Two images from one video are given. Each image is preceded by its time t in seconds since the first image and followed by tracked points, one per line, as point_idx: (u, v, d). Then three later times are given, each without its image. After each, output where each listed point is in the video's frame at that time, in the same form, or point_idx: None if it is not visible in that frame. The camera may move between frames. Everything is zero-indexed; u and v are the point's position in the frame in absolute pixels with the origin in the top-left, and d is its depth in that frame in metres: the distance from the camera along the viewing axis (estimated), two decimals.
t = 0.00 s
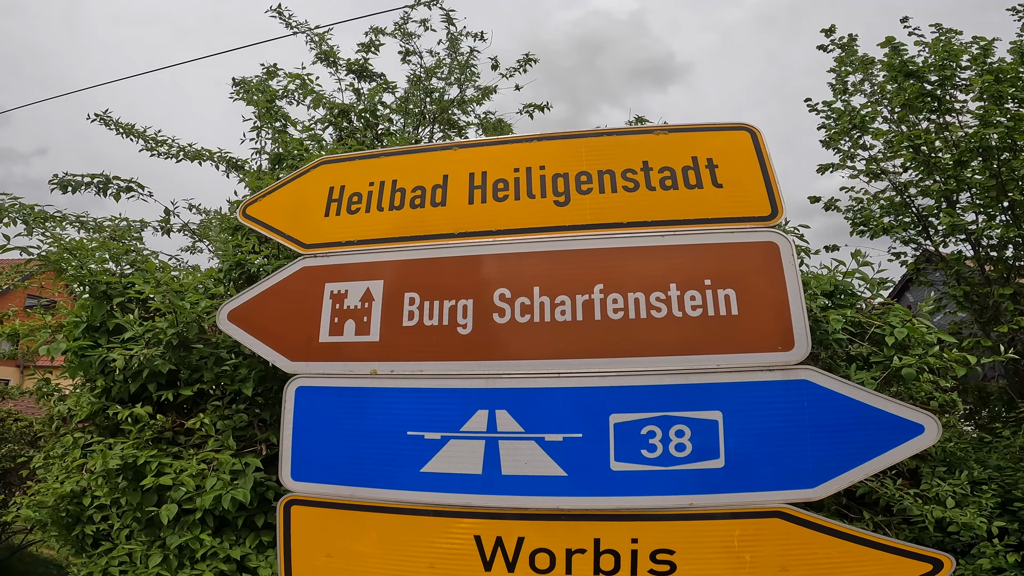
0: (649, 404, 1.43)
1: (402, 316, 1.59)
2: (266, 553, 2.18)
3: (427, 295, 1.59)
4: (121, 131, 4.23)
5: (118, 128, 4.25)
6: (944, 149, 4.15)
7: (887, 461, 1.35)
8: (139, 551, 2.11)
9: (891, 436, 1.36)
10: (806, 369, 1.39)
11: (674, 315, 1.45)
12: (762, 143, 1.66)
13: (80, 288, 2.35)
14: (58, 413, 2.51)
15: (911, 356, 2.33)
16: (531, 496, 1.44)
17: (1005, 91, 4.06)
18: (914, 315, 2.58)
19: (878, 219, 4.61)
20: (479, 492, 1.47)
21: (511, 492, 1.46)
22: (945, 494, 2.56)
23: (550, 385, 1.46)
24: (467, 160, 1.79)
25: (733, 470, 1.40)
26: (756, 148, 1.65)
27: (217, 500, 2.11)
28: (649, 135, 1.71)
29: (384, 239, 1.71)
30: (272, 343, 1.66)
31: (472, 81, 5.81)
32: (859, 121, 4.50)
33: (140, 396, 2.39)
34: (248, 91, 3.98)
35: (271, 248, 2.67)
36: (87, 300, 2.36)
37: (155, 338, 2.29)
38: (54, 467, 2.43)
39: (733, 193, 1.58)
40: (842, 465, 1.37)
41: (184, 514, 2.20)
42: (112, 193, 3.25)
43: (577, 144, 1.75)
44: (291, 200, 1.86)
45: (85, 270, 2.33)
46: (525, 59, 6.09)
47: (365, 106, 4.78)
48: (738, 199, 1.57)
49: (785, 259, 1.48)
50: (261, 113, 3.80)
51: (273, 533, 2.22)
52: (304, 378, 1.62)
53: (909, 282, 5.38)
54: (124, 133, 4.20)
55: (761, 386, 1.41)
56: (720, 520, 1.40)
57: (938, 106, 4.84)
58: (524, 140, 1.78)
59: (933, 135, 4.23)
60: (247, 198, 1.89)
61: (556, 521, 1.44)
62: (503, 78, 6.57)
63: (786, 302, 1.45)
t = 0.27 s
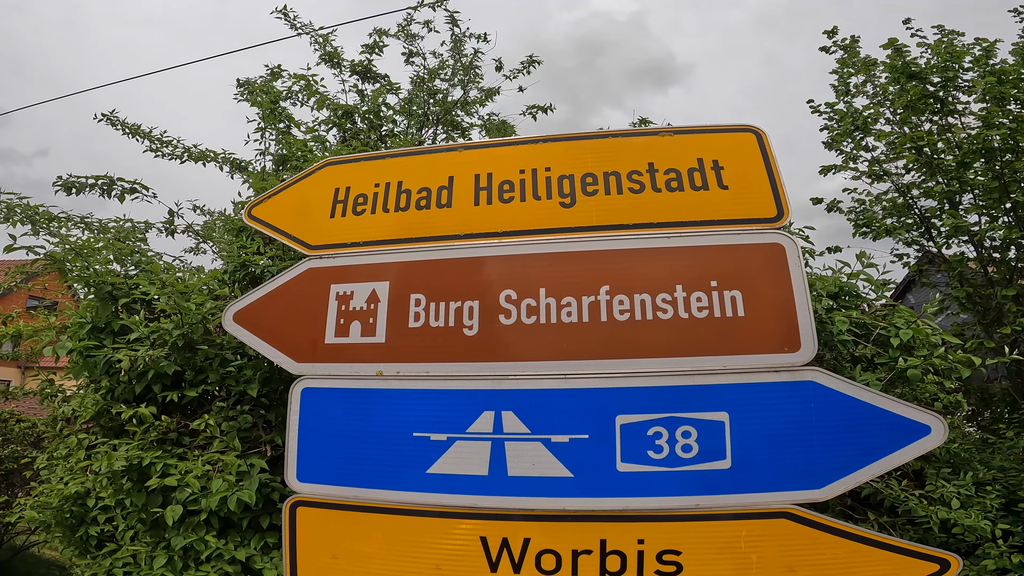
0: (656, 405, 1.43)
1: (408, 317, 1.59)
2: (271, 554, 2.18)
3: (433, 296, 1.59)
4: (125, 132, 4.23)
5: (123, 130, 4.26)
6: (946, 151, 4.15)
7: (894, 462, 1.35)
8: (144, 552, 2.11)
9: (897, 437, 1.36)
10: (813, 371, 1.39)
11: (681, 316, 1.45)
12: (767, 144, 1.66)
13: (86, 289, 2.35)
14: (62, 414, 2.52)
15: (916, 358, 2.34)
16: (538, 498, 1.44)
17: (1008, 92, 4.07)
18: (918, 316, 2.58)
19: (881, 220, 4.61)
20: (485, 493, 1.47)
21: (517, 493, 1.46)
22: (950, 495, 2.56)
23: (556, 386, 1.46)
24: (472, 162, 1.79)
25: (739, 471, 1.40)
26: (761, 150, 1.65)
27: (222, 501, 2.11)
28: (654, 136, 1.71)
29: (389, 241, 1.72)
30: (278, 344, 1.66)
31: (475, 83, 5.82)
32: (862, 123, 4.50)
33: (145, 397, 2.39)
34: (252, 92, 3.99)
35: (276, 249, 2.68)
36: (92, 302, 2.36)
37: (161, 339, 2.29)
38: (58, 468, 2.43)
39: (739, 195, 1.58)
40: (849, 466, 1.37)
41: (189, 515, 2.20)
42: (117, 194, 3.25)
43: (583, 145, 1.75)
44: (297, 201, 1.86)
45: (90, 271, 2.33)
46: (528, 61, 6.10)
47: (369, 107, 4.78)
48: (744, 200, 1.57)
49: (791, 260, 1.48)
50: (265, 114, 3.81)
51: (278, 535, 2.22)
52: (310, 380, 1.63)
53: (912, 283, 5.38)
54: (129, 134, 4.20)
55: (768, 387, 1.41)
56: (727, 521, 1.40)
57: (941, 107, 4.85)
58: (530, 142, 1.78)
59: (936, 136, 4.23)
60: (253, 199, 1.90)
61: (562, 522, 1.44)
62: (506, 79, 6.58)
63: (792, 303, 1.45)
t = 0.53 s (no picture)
0: (657, 406, 1.42)
1: (408, 318, 1.58)
2: (271, 555, 2.18)
3: (433, 297, 1.59)
4: (126, 133, 4.24)
5: (123, 131, 4.26)
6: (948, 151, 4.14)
7: (896, 463, 1.34)
8: (143, 554, 2.11)
9: (899, 438, 1.35)
10: (814, 372, 1.39)
11: (681, 317, 1.45)
12: (768, 144, 1.65)
13: (85, 290, 2.35)
14: (62, 415, 2.52)
15: (918, 359, 2.33)
16: (538, 499, 1.43)
17: (1009, 92, 4.06)
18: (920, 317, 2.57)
19: (882, 221, 4.60)
20: (485, 494, 1.47)
21: (517, 494, 1.45)
22: (952, 496, 2.55)
23: (556, 387, 1.46)
24: (472, 162, 1.79)
25: (740, 473, 1.39)
26: (762, 150, 1.64)
27: (222, 502, 2.11)
28: (655, 136, 1.71)
29: (389, 241, 1.71)
30: (278, 345, 1.66)
31: (475, 83, 5.82)
32: (863, 123, 4.49)
33: (145, 398, 2.39)
34: (253, 93, 3.99)
35: (276, 250, 2.67)
36: (92, 303, 2.36)
37: (160, 340, 2.29)
38: (57, 469, 2.43)
39: (740, 195, 1.57)
40: (850, 467, 1.36)
41: (189, 516, 2.20)
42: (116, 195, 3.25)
43: (583, 146, 1.75)
44: (296, 202, 1.86)
45: (89, 272, 2.33)
46: (528, 61, 6.10)
47: (369, 108, 4.78)
48: (745, 201, 1.57)
49: (792, 261, 1.47)
50: (265, 115, 3.81)
51: (277, 536, 2.21)
52: (309, 381, 1.62)
53: (913, 284, 5.37)
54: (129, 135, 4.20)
55: (768, 388, 1.41)
56: (727, 523, 1.39)
57: (942, 107, 4.84)
58: (530, 143, 1.77)
59: (937, 137, 4.22)
60: (252, 200, 1.90)
61: (562, 523, 1.43)
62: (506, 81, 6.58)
63: (793, 303, 1.44)
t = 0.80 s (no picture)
0: (655, 408, 1.43)
1: (407, 320, 1.59)
2: (271, 556, 2.18)
3: (432, 299, 1.60)
4: (126, 135, 4.25)
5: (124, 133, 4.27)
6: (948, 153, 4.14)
7: (894, 464, 1.34)
8: (143, 554, 2.11)
9: (897, 440, 1.35)
10: (812, 373, 1.39)
11: (680, 319, 1.45)
12: (767, 146, 1.66)
13: (86, 291, 2.36)
14: (62, 416, 2.52)
15: (917, 360, 2.33)
16: (537, 501, 1.44)
17: (1009, 93, 4.06)
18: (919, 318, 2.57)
19: (882, 223, 4.60)
20: (484, 495, 1.47)
21: (516, 495, 1.46)
22: (952, 497, 2.55)
23: (555, 388, 1.47)
24: (471, 164, 1.79)
25: (738, 474, 1.39)
26: (761, 152, 1.65)
27: (222, 503, 2.11)
28: (653, 138, 1.71)
29: (389, 243, 1.72)
30: (278, 346, 1.67)
31: (475, 85, 5.83)
32: (863, 125, 4.50)
33: (146, 399, 2.40)
34: (253, 95, 4.00)
35: (276, 251, 2.68)
36: (93, 304, 2.37)
37: (161, 341, 2.30)
38: (58, 470, 2.44)
39: (739, 197, 1.58)
40: (849, 469, 1.36)
41: (189, 517, 2.20)
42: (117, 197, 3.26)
43: (582, 148, 1.75)
44: (296, 204, 1.86)
45: (90, 273, 2.34)
46: (528, 63, 6.11)
47: (369, 110, 4.79)
48: (743, 203, 1.57)
49: (791, 263, 1.48)
50: (266, 117, 3.82)
51: (277, 537, 2.21)
52: (309, 382, 1.63)
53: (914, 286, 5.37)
54: (130, 137, 4.21)
55: (767, 389, 1.41)
56: (726, 524, 1.39)
57: (942, 109, 4.84)
58: (529, 145, 1.78)
59: (937, 139, 4.23)
60: (253, 202, 1.90)
61: (561, 525, 1.43)
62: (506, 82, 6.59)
63: (792, 305, 1.44)
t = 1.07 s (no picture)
0: (656, 408, 1.42)
1: (408, 320, 1.59)
2: (271, 557, 2.18)
3: (433, 299, 1.59)
4: (128, 136, 4.25)
5: (125, 134, 4.27)
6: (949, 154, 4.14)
7: (896, 464, 1.34)
8: (143, 555, 2.11)
9: (899, 440, 1.35)
10: (814, 374, 1.39)
11: (681, 319, 1.45)
12: (768, 146, 1.65)
13: (87, 292, 2.36)
14: (63, 416, 2.53)
15: (919, 361, 2.33)
16: (537, 501, 1.43)
17: (1011, 94, 4.05)
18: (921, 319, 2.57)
19: (884, 223, 4.60)
20: (485, 495, 1.47)
21: (517, 495, 1.45)
22: (954, 498, 2.54)
23: (555, 389, 1.46)
24: (472, 164, 1.79)
25: (740, 474, 1.39)
26: (762, 152, 1.65)
27: (222, 503, 2.11)
28: (654, 138, 1.71)
29: (389, 244, 1.72)
30: (279, 346, 1.67)
31: (476, 86, 5.84)
32: (864, 125, 4.49)
33: (147, 399, 2.40)
34: (255, 95, 4.01)
35: (277, 252, 2.68)
36: (94, 304, 2.37)
37: (162, 341, 2.30)
38: (59, 470, 2.44)
39: (740, 197, 1.58)
40: (851, 469, 1.36)
41: (189, 517, 2.20)
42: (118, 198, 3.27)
43: (583, 148, 1.75)
44: (297, 204, 1.86)
45: (91, 273, 2.35)
46: (529, 64, 6.11)
47: (370, 110, 4.80)
48: (744, 203, 1.57)
49: (792, 263, 1.47)
50: (267, 117, 3.82)
51: (277, 537, 2.21)
52: (310, 382, 1.63)
53: (916, 287, 5.36)
54: (131, 138, 4.22)
55: (768, 390, 1.41)
56: (727, 524, 1.38)
57: (944, 109, 4.84)
58: (529, 145, 1.78)
59: (939, 139, 4.22)
60: (254, 202, 1.91)
61: (561, 525, 1.43)
62: (507, 83, 6.59)
63: (793, 305, 1.44)
